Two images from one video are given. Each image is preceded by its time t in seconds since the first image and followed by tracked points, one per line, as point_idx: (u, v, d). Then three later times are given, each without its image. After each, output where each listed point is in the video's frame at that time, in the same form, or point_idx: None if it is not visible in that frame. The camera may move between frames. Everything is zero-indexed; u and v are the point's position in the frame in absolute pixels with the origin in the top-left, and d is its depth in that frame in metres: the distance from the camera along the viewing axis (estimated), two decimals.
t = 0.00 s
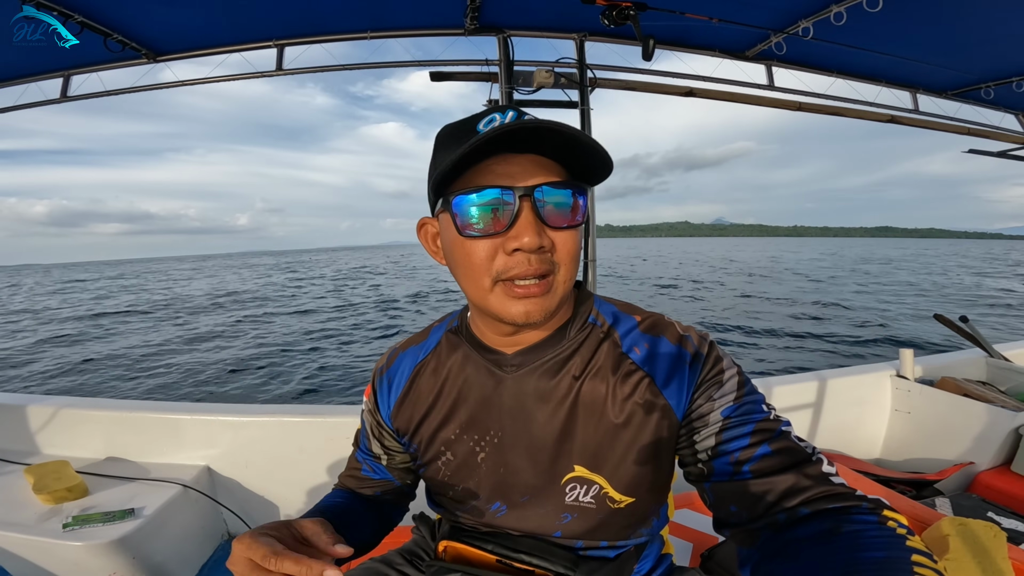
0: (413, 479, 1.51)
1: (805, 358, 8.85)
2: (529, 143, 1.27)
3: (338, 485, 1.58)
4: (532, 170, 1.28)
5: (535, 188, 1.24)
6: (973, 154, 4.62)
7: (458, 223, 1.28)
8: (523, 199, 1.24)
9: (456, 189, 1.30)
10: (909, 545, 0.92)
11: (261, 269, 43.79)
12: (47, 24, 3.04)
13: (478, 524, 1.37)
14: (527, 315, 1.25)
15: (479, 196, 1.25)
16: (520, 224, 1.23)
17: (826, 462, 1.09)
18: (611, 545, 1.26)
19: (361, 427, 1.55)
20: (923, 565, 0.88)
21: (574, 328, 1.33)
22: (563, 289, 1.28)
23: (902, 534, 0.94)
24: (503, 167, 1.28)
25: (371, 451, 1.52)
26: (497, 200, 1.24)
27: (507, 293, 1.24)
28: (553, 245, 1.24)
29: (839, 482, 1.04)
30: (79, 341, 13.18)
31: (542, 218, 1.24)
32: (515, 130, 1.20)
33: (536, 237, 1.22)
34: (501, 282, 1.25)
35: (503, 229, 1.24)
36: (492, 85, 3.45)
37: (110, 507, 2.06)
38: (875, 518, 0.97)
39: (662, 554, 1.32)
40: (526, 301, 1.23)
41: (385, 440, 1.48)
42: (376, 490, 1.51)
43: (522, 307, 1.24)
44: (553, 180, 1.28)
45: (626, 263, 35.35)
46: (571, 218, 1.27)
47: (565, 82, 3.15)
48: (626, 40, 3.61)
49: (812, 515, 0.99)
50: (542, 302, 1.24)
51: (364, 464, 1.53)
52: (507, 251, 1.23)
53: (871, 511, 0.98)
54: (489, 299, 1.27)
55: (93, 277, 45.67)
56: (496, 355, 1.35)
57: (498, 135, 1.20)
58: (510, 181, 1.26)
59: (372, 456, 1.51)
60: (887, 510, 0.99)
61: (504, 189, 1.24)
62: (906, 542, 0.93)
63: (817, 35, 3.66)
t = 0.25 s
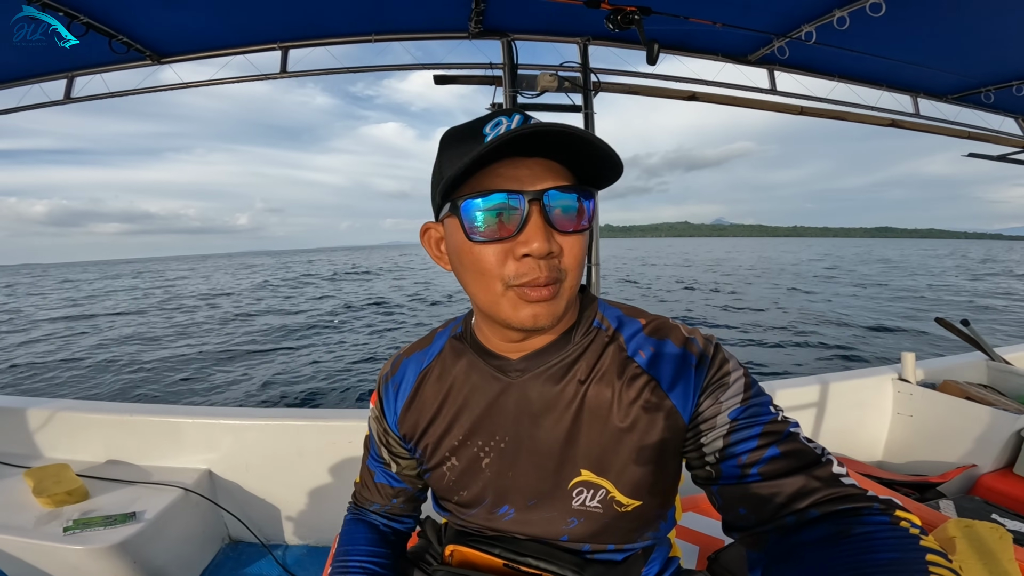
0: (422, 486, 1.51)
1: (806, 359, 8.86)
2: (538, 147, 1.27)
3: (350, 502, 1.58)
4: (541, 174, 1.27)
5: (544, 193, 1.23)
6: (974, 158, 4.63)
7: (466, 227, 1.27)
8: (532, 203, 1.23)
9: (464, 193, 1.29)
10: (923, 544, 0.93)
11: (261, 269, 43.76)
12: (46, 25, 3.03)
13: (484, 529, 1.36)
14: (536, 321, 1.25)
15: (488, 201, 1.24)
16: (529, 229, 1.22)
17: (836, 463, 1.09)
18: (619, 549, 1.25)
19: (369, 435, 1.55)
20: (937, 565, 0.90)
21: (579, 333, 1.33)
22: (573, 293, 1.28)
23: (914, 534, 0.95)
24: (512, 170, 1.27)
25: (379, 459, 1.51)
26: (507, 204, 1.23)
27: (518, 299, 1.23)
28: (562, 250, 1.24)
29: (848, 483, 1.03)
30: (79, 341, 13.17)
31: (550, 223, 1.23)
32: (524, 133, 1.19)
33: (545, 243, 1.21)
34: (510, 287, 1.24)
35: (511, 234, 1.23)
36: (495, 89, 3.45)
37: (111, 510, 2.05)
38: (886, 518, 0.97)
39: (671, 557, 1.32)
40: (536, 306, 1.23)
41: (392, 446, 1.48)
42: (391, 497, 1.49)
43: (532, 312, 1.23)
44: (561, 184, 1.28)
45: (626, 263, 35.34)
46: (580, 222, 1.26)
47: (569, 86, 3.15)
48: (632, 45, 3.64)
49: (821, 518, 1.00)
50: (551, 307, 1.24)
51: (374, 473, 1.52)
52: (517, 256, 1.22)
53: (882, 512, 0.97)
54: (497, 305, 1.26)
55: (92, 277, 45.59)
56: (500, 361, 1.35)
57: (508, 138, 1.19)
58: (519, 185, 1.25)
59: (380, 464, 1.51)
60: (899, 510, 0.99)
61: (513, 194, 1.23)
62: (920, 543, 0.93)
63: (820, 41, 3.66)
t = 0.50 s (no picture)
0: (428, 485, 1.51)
1: (808, 360, 8.86)
2: (518, 147, 1.31)
3: (357, 501, 1.58)
4: (523, 173, 1.30)
5: (523, 192, 1.26)
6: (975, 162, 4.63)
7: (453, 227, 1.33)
8: (513, 203, 1.26)
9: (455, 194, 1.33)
10: (926, 544, 0.93)
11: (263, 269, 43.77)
12: (46, 25, 3.01)
13: (490, 528, 1.37)
14: (522, 319, 1.25)
15: (475, 202, 1.29)
16: (510, 227, 1.25)
17: (840, 463, 1.09)
18: (623, 547, 1.25)
19: (374, 434, 1.54)
20: (941, 564, 0.90)
21: (581, 333, 1.33)
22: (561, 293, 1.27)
23: (918, 534, 0.95)
24: (495, 171, 1.31)
25: (385, 458, 1.51)
26: (487, 204, 1.28)
27: (500, 297, 1.26)
28: (545, 248, 1.25)
29: (853, 483, 1.03)
30: (81, 340, 13.19)
31: (532, 221, 1.26)
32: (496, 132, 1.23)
33: (525, 241, 1.23)
34: (494, 285, 1.27)
35: (493, 233, 1.27)
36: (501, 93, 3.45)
37: (114, 511, 2.05)
38: (890, 518, 0.97)
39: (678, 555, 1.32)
40: (519, 304, 1.24)
41: (398, 445, 1.48)
42: (402, 496, 1.50)
43: (515, 310, 1.25)
44: (543, 182, 1.30)
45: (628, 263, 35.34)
46: (564, 221, 1.27)
47: (574, 90, 3.15)
48: (637, 51, 3.65)
49: (824, 517, 1.00)
50: (536, 305, 1.24)
51: (381, 472, 1.52)
52: (499, 254, 1.25)
53: (886, 512, 0.97)
54: (483, 302, 1.29)
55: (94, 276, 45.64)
56: (504, 361, 1.36)
57: (482, 136, 1.25)
58: (500, 184, 1.30)
59: (387, 463, 1.51)
60: (904, 510, 1.00)
61: (493, 193, 1.27)
62: (923, 542, 0.94)
63: (822, 45, 3.66)
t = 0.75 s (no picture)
0: (439, 484, 1.50)
1: (810, 361, 8.86)
2: (516, 147, 1.30)
3: (368, 501, 1.58)
4: (521, 174, 1.30)
5: (524, 192, 1.26)
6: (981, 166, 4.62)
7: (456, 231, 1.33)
8: (514, 203, 1.26)
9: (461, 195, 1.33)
10: (941, 544, 0.92)
11: (264, 268, 43.77)
12: (48, 24, 3.01)
13: (499, 528, 1.36)
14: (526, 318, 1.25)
15: (476, 203, 1.29)
16: (513, 227, 1.25)
17: (853, 462, 1.08)
18: (634, 547, 1.24)
19: (385, 433, 1.54)
20: (955, 565, 0.90)
21: (591, 331, 1.33)
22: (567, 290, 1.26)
23: (932, 534, 0.95)
24: (494, 172, 1.31)
25: (396, 458, 1.51)
26: (487, 205, 1.28)
27: (506, 295, 1.25)
28: (548, 247, 1.24)
29: (866, 482, 1.02)
30: (84, 340, 13.20)
31: (535, 221, 1.25)
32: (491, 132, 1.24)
33: (528, 240, 1.23)
34: (499, 285, 1.27)
35: (496, 234, 1.27)
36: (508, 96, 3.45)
37: (118, 511, 2.05)
38: (904, 518, 0.96)
39: (687, 557, 1.33)
40: (523, 303, 1.24)
41: (408, 444, 1.48)
42: (412, 495, 1.49)
43: (521, 308, 1.24)
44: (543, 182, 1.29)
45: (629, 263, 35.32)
46: (569, 218, 1.26)
47: (581, 93, 3.15)
48: (643, 55, 3.66)
49: (836, 517, 0.99)
50: (540, 303, 1.23)
51: (392, 471, 1.52)
52: (502, 255, 1.25)
53: (900, 511, 0.97)
54: (488, 303, 1.29)
55: (95, 275, 45.67)
56: (514, 360, 1.35)
57: (477, 138, 1.26)
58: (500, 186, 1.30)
59: (398, 462, 1.51)
60: (918, 510, 0.99)
61: (494, 195, 1.27)
62: (938, 542, 0.93)
63: (828, 50, 3.66)
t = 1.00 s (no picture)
0: (438, 489, 1.49)
1: (810, 362, 8.85)
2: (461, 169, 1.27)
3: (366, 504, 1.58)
4: (472, 193, 1.28)
5: (468, 215, 1.25)
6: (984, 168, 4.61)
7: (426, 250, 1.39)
8: (462, 226, 1.26)
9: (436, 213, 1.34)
10: (941, 551, 0.93)
11: (264, 268, 43.77)
12: (47, 25, 3.01)
13: (498, 534, 1.36)
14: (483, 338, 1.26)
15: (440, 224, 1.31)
16: (464, 250, 1.26)
17: (854, 469, 1.08)
18: (633, 554, 1.24)
19: (385, 438, 1.54)
20: (957, 572, 0.90)
21: (589, 337, 1.32)
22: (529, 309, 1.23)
23: (932, 541, 0.95)
24: (451, 193, 1.32)
25: (396, 462, 1.51)
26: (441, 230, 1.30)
27: (467, 315, 1.26)
28: (497, 269, 1.22)
29: (867, 489, 1.02)
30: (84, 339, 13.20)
31: (483, 243, 1.24)
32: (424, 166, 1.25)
33: (474, 265, 1.23)
34: (459, 305, 1.29)
35: (451, 257, 1.29)
36: (509, 97, 3.44)
37: (116, 512, 2.05)
38: (905, 525, 0.96)
39: (687, 564, 1.32)
40: (477, 325, 1.25)
41: (409, 449, 1.47)
42: (408, 501, 1.48)
43: (479, 329, 1.25)
44: (490, 200, 1.25)
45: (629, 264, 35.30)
46: (524, 236, 1.21)
47: (583, 95, 3.14)
48: (646, 56, 3.65)
49: (837, 523, 0.99)
50: (493, 325, 1.23)
51: (390, 476, 1.52)
52: (456, 277, 1.27)
53: (900, 518, 0.97)
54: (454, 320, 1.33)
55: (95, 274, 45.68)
56: (513, 365, 1.34)
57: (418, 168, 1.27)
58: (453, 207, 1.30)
59: (397, 467, 1.51)
60: (918, 517, 0.99)
61: (444, 219, 1.29)
62: (939, 549, 0.93)
63: (833, 52, 3.66)
